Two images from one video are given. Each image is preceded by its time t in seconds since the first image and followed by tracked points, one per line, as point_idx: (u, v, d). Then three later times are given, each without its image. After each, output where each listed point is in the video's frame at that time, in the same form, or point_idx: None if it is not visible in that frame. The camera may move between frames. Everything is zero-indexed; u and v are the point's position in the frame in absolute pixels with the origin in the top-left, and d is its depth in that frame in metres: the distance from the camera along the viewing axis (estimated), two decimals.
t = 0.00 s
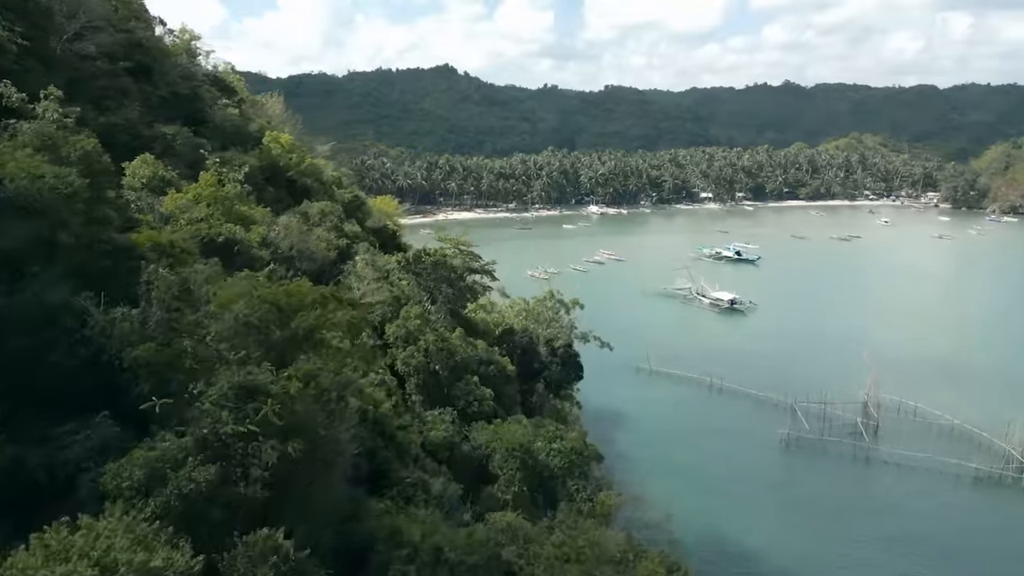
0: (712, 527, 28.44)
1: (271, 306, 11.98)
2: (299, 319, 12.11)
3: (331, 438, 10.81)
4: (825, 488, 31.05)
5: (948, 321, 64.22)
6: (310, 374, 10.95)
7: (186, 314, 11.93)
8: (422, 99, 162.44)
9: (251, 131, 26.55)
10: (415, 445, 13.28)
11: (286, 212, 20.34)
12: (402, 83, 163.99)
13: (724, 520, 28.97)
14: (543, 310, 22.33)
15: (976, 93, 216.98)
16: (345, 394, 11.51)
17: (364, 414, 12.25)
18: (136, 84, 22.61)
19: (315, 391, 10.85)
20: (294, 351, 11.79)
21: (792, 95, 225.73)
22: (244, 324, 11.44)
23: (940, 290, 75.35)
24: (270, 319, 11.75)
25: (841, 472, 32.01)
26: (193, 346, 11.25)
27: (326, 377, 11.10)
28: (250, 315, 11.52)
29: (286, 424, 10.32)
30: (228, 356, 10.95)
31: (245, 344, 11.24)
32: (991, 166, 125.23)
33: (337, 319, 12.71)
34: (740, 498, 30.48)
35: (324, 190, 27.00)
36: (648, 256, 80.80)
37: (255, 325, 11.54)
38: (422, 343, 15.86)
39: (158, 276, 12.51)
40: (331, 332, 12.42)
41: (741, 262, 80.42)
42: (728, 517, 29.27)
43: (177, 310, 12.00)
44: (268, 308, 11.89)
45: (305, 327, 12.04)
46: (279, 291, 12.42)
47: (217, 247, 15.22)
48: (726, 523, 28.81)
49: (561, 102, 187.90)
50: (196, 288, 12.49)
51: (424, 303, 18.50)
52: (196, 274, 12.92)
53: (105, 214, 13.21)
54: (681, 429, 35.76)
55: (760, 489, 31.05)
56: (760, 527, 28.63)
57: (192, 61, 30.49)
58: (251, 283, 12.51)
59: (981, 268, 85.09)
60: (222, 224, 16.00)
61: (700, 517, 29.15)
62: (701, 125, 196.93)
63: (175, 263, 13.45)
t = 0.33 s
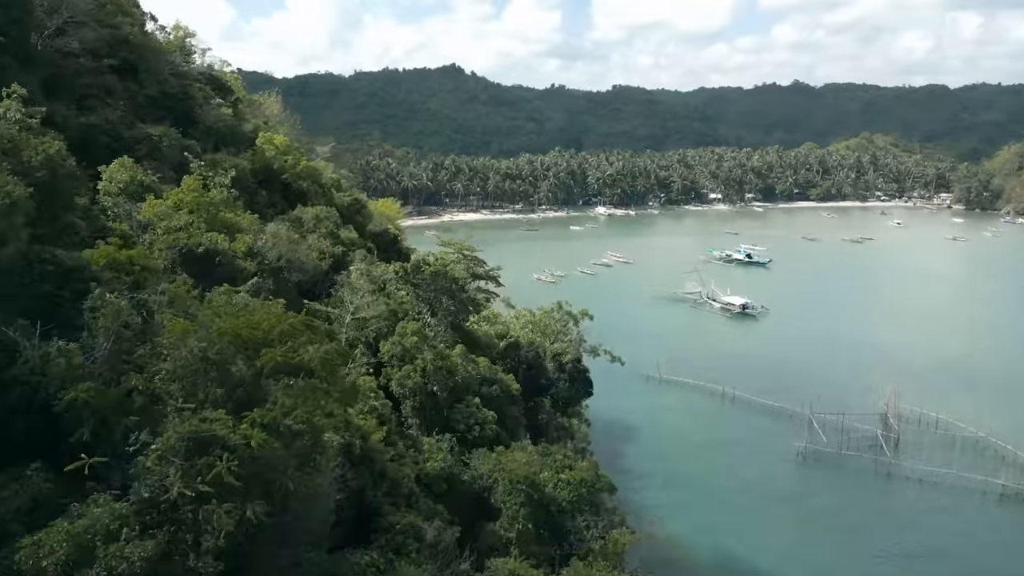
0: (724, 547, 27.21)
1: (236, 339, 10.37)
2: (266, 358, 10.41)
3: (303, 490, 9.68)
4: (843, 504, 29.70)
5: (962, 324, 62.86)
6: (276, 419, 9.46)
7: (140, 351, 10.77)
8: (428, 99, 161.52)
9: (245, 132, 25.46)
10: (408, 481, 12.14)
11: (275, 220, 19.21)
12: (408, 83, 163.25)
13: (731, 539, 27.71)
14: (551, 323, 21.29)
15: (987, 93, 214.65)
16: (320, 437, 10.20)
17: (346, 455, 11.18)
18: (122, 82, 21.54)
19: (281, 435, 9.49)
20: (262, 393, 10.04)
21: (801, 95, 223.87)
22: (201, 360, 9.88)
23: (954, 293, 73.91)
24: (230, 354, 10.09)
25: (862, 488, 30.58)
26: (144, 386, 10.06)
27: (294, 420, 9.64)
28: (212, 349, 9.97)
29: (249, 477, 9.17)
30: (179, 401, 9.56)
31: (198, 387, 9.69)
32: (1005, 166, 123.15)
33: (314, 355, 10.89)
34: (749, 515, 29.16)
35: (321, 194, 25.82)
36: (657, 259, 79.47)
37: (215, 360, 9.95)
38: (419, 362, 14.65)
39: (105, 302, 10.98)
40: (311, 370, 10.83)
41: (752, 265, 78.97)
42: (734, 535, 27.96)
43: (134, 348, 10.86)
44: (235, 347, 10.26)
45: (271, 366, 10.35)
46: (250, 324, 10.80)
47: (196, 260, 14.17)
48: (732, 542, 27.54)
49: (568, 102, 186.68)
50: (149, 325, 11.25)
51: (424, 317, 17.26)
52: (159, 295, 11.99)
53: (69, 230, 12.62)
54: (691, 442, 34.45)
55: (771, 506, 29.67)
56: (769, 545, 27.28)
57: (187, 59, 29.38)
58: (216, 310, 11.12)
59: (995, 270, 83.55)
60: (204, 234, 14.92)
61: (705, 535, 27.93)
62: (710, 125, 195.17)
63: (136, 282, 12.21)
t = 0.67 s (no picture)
0: (738, 564, 25.93)
1: (187, 381, 9.15)
2: (221, 405, 9.03)
3: (265, 558, 8.81)
4: (861, 519, 28.44)
5: (976, 326, 61.65)
6: (227, 476, 8.50)
7: (74, 396, 9.62)
8: (435, 99, 160.71)
9: (240, 132, 24.37)
10: (400, 521, 11.14)
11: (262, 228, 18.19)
12: (414, 83, 162.78)
13: (744, 554, 26.45)
14: (557, 336, 20.15)
15: (998, 94, 212.32)
16: (292, 486, 9.26)
17: (326, 499, 10.26)
18: (108, 80, 20.54)
19: (235, 498, 8.63)
20: (215, 445, 8.95)
21: (810, 95, 222.08)
22: (144, 407, 8.92)
23: (969, 295, 72.46)
24: (180, 397, 8.96)
25: (881, 503, 29.32)
26: (79, 439, 9.00)
27: (250, 480, 8.61)
28: (154, 395, 8.95)
29: (198, 547, 8.46)
30: (109, 462, 8.69)
31: (131, 446, 8.79)
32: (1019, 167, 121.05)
33: (276, 404, 9.59)
34: (764, 529, 27.88)
35: (318, 197, 24.70)
36: (666, 261, 78.26)
37: (160, 407, 8.97)
38: (415, 383, 13.48)
39: (38, 335, 9.72)
40: (275, 417, 9.60)
41: (763, 267, 77.56)
42: (749, 550, 26.67)
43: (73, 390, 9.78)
44: (189, 393, 9.06)
45: (223, 417, 8.94)
46: (199, 360, 9.53)
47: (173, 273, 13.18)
48: (747, 557, 26.31)
49: (576, 102, 185.50)
50: (89, 361, 10.06)
51: (423, 331, 16.13)
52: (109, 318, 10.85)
53: (32, 241, 11.59)
54: (701, 452, 33.30)
55: (787, 520, 28.36)
56: (786, 562, 26.02)
57: (181, 57, 28.41)
58: (164, 347, 9.95)
59: (1007, 272, 82.16)
60: (184, 242, 13.83)
61: (718, 551, 26.71)
62: (718, 125, 193.49)
63: (87, 307, 10.83)
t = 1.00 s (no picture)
0: None
1: (118, 439, 7.76)
2: (156, 469, 7.67)
3: None
4: (881, 534, 27.27)
5: (991, 328, 60.48)
6: (159, 559, 7.24)
7: None
8: (441, 99, 159.97)
9: (234, 133, 23.45)
10: (391, 562, 10.34)
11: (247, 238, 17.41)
12: (421, 83, 162.14)
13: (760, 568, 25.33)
14: (564, 348, 19.13)
15: (1010, 94, 210.12)
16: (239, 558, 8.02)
17: (302, 550, 9.45)
18: (92, 78, 19.62)
19: None
20: (150, 519, 7.65)
21: (819, 95, 220.44)
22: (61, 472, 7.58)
23: (984, 297, 71.00)
24: (110, 460, 7.59)
25: (902, 518, 28.12)
26: None
27: (187, 566, 7.30)
28: (74, 458, 7.61)
29: None
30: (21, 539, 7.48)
31: (43, 521, 7.47)
32: None
33: (219, 472, 7.99)
34: (780, 540, 26.91)
35: (315, 200, 23.73)
36: (675, 263, 77.12)
37: (78, 473, 7.60)
38: (408, 407, 12.47)
39: None
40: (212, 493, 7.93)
41: (773, 270, 76.31)
42: (766, 562, 25.69)
43: None
44: (122, 452, 7.71)
45: (156, 485, 7.57)
46: (133, 413, 8.06)
47: (147, 285, 12.30)
48: (763, 567, 25.38)
49: (583, 102, 184.46)
50: (5, 403, 8.58)
51: (422, 344, 15.07)
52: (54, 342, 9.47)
53: None
54: (711, 460, 32.25)
55: (803, 533, 27.32)
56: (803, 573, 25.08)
57: (176, 55, 27.48)
58: (98, 390, 8.44)
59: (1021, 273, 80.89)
60: (162, 252, 12.93)
61: (731, 563, 25.73)
62: (727, 125, 191.95)
63: (27, 340, 9.39)
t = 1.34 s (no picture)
0: None
1: (13, 516, 6.65)
2: (53, 559, 6.40)
3: None
4: (902, 550, 26.17)
5: (1005, 330, 59.41)
6: None
7: None
8: (448, 99, 159.02)
9: (228, 134, 22.58)
10: None
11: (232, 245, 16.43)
12: (427, 83, 161.30)
13: None
14: (569, 361, 18.49)
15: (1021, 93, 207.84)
16: None
17: None
18: (76, 77, 18.77)
19: None
20: None
21: (828, 95, 218.71)
22: None
23: (998, 299, 69.66)
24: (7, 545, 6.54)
25: (923, 534, 27.01)
26: None
27: None
28: None
29: None
30: None
31: None
32: None
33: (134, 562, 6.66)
34: (799, 552, 25.92)
35: (312, 203, 22.78)
36: (682, 265, 75.98)
37: None
38: (401, 429, 11.56)
39: None
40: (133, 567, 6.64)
41: (783, 272, 75.08)
42: None
43: None
44: (25, 531, 6.67)
45: (54, 565, 6.35)
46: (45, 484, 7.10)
47: (118, 301, 11.67)
48: None
49: (590, 102, 183.23)
50: None
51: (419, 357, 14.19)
52: None
53: None
54: (719, 469, 31.33)
55: (821, 544, 26.37)
56: None
57: (170, 53, 26.59)
58: (3, 447, 7.46)
59: None
60: (137, 263, 12.45)
61: None
62: (735, 125, 190.37)
63: None
